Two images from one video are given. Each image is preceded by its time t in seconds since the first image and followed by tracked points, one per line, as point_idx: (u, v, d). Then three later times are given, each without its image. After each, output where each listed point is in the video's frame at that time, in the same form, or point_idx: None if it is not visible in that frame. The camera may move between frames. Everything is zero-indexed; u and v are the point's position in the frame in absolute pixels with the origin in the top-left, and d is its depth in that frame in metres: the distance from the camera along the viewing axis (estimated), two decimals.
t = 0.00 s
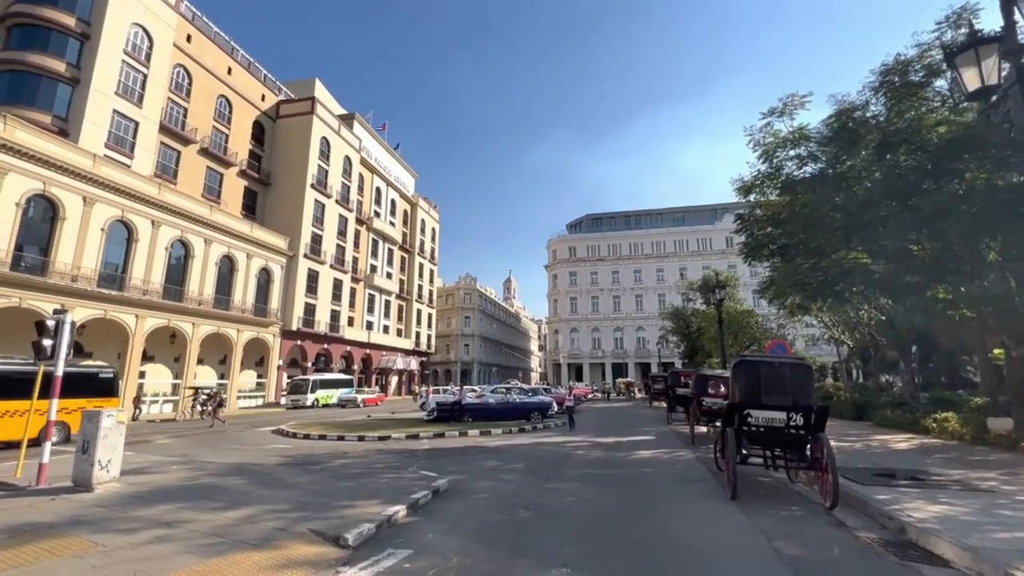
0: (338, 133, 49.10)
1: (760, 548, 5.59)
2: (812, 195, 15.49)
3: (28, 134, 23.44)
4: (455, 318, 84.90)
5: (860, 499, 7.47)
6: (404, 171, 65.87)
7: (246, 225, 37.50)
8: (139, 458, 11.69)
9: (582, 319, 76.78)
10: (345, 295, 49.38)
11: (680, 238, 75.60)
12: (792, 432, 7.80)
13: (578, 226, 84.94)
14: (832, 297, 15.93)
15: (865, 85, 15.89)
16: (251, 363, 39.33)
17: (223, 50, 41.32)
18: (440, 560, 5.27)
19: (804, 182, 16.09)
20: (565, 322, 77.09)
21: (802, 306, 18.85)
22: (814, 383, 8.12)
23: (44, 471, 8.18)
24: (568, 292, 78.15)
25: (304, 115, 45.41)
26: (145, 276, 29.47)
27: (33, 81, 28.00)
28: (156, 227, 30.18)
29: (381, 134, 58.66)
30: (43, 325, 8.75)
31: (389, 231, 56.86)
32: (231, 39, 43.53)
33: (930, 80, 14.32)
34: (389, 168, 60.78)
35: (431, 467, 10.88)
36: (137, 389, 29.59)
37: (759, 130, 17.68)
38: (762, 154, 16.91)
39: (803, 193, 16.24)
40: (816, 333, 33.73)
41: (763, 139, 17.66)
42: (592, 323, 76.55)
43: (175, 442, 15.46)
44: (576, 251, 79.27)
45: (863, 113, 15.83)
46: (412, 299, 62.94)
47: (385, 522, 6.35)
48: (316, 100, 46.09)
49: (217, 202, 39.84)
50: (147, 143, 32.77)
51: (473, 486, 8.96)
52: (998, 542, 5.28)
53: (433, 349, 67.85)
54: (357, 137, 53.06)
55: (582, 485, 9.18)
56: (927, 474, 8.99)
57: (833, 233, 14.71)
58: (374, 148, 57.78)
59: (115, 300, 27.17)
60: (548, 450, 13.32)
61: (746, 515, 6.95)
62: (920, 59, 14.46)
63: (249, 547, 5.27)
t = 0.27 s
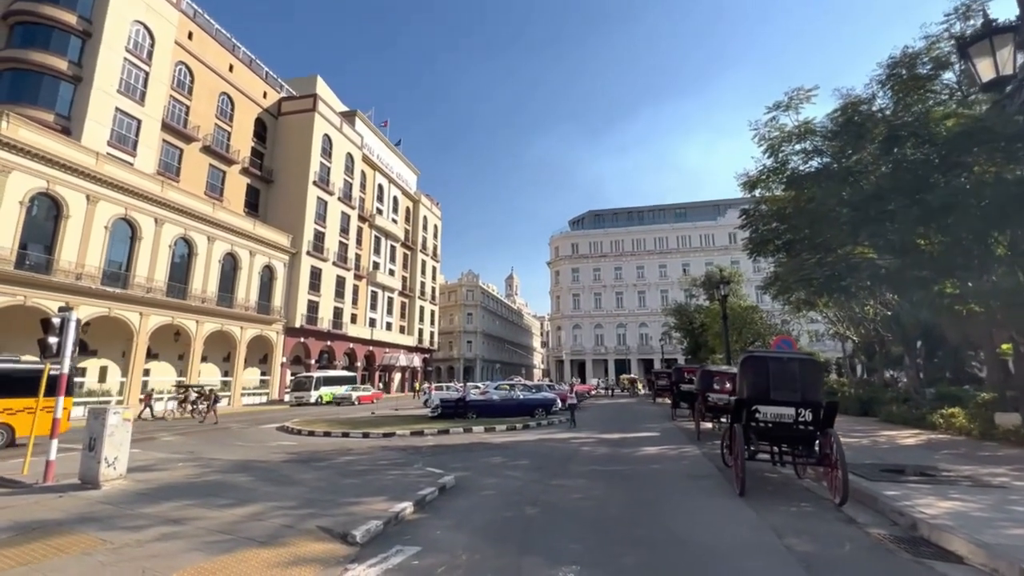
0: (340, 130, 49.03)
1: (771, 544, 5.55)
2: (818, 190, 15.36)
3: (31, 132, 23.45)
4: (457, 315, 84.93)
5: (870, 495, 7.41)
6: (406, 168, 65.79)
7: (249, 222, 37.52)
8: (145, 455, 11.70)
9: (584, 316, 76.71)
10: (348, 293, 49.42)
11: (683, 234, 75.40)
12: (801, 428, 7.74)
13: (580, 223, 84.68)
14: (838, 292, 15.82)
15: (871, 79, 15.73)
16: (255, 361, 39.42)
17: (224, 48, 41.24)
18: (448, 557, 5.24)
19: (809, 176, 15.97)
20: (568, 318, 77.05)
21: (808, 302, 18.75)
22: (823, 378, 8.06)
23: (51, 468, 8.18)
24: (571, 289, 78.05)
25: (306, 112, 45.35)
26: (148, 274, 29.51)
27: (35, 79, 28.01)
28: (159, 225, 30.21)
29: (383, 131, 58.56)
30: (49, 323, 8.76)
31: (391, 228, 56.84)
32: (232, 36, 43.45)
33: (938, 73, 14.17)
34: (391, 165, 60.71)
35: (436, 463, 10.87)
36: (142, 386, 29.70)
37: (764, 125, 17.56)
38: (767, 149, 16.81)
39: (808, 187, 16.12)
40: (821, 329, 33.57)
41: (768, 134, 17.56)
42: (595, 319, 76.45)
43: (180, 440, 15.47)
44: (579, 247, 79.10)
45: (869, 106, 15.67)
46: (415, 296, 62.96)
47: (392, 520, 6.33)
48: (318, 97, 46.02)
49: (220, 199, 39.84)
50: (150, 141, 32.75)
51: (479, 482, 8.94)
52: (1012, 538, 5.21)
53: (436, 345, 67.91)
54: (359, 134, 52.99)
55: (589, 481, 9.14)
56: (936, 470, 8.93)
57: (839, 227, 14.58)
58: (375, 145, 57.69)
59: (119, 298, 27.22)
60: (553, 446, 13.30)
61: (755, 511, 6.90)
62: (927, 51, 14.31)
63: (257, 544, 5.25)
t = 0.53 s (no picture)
0: (342, 128, 48.98)
1: (777, 541, 5.52)
2: (822, 185, 15.24)
3: (33, 131, 23.48)
4: (460, 312, 85.00)
5: (876, 491, 7.36)
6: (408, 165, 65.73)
7: (252, 220, 37.57)
8: (151, 453, 11.76)
9: (587, 312, 76.63)
10: (351, 290, 49.49)
11: (686, 230, 75.14)
12: (806, 424, 7.70)
13: (583, 219, 84.43)
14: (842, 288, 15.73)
15: (876, 72, 15.56)
16: (259, 358, 39.57)
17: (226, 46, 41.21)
18: (452, 554, 5.24)
19: (813, 171, 15.85)
20: (571, 315, 77.01)
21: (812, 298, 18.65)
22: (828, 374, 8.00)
23: (57, 466, 8.22)
24: (573, 285, 77.94)
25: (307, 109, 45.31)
26: (152, 273, 29.60)
27: (37, 78, 28.06)
28: (162, 224, 30.27)
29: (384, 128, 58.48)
30: (53, 322, 8.78)
31: (393, 225, 56.83)
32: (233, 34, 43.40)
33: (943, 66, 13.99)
34: (393, 162, 60.66)
35: (440, 460, 10.89)
36: (147, 384, 29.84)
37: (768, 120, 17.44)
38: (771, 144, 16.71)
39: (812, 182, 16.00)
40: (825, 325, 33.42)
41: (772, 129, 17.44)
42: (598, 316, 76.37)
43: (185, 438, 15.53)
44: (581, 244, 78.94)
45: (874, 100, 15.52)
46: (418, 293, 63.01)
47: (397, 517, 6.34)
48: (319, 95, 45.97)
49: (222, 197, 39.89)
50: (152, 139, 32.77)
51: (483, 479, 8.93)
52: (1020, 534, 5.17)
53: (439, 343, 68.01)
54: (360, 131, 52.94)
55: (593, 478, 9.13)
56: (942, 466, 8.89)
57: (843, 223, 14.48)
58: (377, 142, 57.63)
59: (123, 297, 27.29)
60: (557, 443, 13.30)
61: (761, 507, 6.88)
62: (933, 44, 14.14)
63: (262, 542, 5.26)
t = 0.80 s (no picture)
0: (344, 126, 48.96)
1: (780, 536, 5.53)
2: (825, 180, 15.17)
3: (37, 132, 23.57)
4: (463, 309, 85.05)
5: (880, 486, 7.37)
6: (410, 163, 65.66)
7: (255, 219, 37.65)
8: (157, 451, 11.84)
9: (590, 309, 76.55)
10: (354, 288, 49.60)
11: (689, 226, 74.90)
12: (809, 420, 7.74)
13: (585, 215, 84.20)
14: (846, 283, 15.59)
15: (880, 65, 15.42)
16: (263, 357, 39.72)
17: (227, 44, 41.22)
18: (456, 550, 5.26)
19: (813, 166, 15.77)
20: (573, 311, 76.96)
21: (816, 293, 18.55)
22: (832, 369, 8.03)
23: (64, 464, 8.29)
24: (576, 282, 77.83)
25: (309, 107, 45.31)
26: (156, 272, 29.72)
27: (40, 78, 28.16)
28: (166, 223, 30.37)
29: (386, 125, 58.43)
30: (59, 322, 8.83)
31: (396, 223, 56.88)
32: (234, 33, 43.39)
33: (948, 59, 13.88)
34: (395, 160, 60.61)
35: (444, 456, 10.95)
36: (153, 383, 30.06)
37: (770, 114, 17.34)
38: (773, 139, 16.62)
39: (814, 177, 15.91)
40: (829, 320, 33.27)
41: (775, 124, 17.34)
42: (600, 312, 76.28)
43: (190, 435, 15.60)
44: (584, 240, 78.75)
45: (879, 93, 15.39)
46: (421, 290, 63.09)
47: (401, 513, 6.38)
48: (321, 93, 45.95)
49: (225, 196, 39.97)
50: (154, 139, 32.86)
51: (488, 475, 8.99)
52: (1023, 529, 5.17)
53: (442, 340, 68.10)
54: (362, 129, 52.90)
55: (596, 474, 9.16)
56: (946, 460, 8.88)
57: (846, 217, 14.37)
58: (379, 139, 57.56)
59: (127, 296, 27.43)
60: (560, 439, 13.33)
61: (763, 503, 6.89)
62: (938, 36, 13.99)
63: (268, 539, 5.31)
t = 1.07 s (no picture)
0: (346, 124, 49.00)
1: (784, 531, 5.54)
2: (829, 174, 15.07)
3: (43, 133, 23.73)
4: (467, 307, 85.13)
5: (885, 481, 7.35)
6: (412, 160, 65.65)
7: (259, 218, 37.79)
8: (164, 449, 11.94)
9: (594, 305, 76.45)
10: (358, 286, 49.74)
11: (693, 221, 74.64)
12: (814, 415, 7.72)
13: (589, 212, 84.00)
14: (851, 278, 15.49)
15: (885, 57, 15.30)
16: (268, 355, 39.91)
17: (230, 44, 41.30)
18: (460, 545, 5.30)
19: (817, 160, 15.68)
20: (577, 308, 76.90)
21: (821, 287, 18.44)
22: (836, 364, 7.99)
23: (74, 462, 8.39)
24: (580, 278, 77.72)
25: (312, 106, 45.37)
26: (162, 272, 29.90)
27: (45, 80, 28.33)
28: (171, 223, 30.53)
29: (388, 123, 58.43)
30: (67, 321, 8.92)
31: (399, 221, 56.95)
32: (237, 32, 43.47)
33: (954, 50, 13.76)
34: (397, 158, 60.64)
35: (449, 453, 11.00)
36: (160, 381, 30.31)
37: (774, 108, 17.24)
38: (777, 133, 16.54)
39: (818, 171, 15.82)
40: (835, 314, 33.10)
41: (778, 118, 17.24)
42: (604, 309, 76.16)
43: (197, 433, 15.71)
44: (587, 237, 78.56)
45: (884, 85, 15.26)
46: (425, 288, 63.20)
47: (406, 509, 6.42)
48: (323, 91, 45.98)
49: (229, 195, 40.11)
50: (158, 139, 33.00)
51: (492, 471, 9.03)
52: None
53: (446, 337, 68.22)
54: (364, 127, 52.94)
55: (601, 469, 9.18)
56: (952, 454, 8.85)
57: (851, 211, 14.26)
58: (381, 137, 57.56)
59: (133, 296, 27.63)
60: (565, 435, 13.35)
61: (768, 498, 6.88)
62: (943, 27, 13.83)
63: (275, 534, 5.37)
